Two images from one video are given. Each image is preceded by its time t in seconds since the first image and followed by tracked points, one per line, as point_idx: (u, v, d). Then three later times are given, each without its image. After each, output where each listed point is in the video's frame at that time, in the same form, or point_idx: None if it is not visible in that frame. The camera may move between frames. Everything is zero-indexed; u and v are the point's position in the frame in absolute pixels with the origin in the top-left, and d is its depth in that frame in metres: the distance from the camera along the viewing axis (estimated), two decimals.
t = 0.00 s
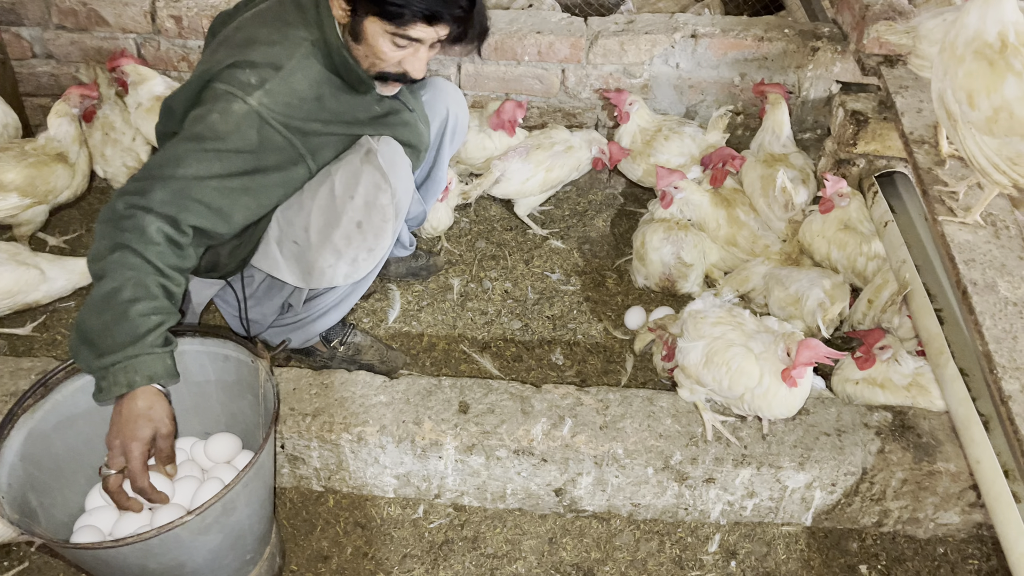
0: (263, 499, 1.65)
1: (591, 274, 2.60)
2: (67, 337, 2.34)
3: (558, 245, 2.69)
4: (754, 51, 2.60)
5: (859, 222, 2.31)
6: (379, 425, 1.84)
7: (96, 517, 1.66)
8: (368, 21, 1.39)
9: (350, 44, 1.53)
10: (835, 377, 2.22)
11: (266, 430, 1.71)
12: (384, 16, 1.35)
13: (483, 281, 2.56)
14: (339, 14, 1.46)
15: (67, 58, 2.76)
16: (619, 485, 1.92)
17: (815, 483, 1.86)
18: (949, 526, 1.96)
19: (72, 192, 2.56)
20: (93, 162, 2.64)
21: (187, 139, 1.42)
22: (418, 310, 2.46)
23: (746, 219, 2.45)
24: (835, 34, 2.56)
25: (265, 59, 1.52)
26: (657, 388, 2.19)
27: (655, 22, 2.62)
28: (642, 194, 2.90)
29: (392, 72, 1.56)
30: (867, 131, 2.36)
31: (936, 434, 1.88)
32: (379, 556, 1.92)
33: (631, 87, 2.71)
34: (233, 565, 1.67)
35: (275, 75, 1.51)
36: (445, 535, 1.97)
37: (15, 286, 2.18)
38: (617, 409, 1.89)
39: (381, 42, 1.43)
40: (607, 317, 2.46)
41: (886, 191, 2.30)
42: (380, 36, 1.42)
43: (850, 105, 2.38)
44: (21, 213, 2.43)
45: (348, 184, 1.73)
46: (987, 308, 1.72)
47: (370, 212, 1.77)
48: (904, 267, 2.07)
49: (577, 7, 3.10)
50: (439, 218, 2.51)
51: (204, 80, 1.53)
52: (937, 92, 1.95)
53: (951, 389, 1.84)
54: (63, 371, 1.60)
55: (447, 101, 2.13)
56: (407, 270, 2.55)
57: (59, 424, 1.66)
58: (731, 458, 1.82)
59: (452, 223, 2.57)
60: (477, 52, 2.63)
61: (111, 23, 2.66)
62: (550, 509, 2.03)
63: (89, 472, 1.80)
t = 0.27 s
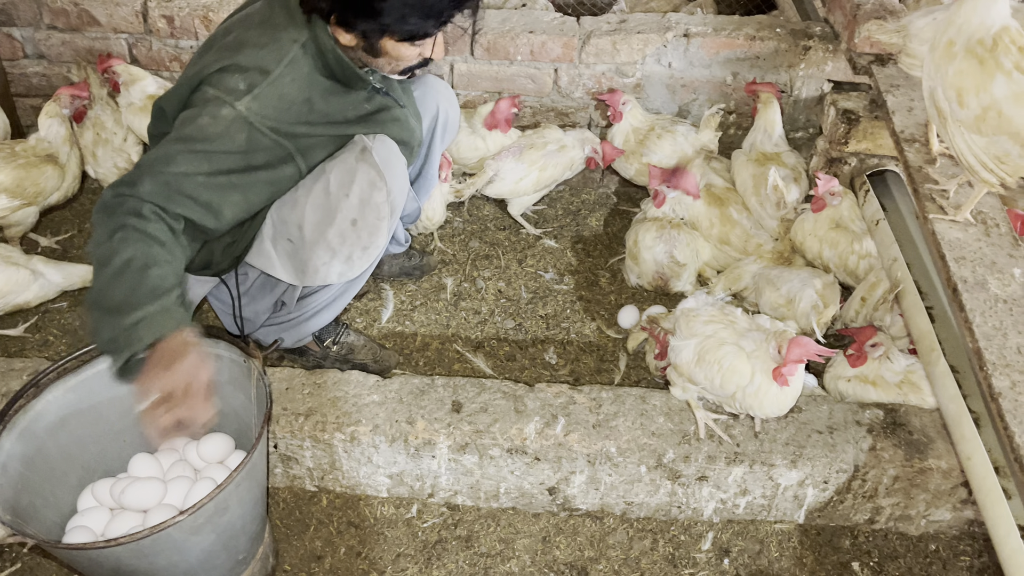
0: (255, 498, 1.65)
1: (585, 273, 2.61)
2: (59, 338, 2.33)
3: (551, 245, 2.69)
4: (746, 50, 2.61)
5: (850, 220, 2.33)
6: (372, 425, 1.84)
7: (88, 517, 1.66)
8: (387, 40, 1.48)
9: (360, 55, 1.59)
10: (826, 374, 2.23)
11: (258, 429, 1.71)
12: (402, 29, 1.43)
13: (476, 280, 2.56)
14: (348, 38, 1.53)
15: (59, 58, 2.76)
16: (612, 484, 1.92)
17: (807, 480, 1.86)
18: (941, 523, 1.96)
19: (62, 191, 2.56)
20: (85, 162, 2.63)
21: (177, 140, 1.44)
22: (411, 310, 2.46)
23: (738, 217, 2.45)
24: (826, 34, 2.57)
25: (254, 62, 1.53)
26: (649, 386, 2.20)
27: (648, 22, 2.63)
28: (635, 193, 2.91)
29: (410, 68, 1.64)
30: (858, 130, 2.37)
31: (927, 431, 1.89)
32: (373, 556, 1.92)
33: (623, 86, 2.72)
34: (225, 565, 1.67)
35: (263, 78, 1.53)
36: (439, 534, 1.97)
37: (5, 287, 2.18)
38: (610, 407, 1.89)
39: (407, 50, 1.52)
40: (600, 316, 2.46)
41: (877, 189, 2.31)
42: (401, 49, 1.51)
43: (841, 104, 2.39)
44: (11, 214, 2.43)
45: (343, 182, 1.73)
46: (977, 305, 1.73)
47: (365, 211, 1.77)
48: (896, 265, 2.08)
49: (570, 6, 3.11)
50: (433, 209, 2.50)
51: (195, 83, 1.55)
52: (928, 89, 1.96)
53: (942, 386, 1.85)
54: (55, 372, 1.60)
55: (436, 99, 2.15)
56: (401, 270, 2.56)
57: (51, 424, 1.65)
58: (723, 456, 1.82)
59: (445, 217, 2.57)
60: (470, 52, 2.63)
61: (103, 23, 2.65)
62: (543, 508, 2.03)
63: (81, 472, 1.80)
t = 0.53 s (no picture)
0: (251, 499, 1.65)
1: (580, 273, 2.61)
2: (54, 339, 2.33)
3: (547, 245, 2.70)
4: (740, 50, 2.62)
5: (844, 219, 2.33)
6: (368, 425, 1.84)
7: (83, 518, 1.66)
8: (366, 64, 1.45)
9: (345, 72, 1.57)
10: (820, 372, 2.24)
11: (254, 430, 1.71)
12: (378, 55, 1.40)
13: (472, 280, 2.56)
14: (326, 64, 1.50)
15: (54, 59, 2.76)
16: (608, 483, 1.93)
17: (801, 478, 1.87)
18: (935, 521, 1.97)
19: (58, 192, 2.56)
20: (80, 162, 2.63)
21: (182, 182, 1.49)
22: (407, 310, 2.46)
23: (734, 217, 2.45)
24: (820, 33, 2.58)
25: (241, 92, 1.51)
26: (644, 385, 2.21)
27: (642, 22, 2.63)
28: (630, 193, 2.91)
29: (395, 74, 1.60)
30: (852, 129, 2.38)
31: (921, 429, 1.89)
32: (369, 556, 1.92)
33: (618, 86, 2.73)
34: (221, 565, 1.67)
35: (253, 108, 1.52)
36: (435, 534, 1.98)
37: None
38: (605, 406, 1.90)
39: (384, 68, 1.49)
40: (596, 316, 2.47)
41: (871, 189, 2.33)
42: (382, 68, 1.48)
43: (835, 103, 2.40)
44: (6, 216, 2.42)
45: (339, 189, 1.78)
46: (970, 303, 1.74)
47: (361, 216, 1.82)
48: (889, 264, 2.09)
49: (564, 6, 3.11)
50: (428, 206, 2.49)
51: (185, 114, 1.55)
52: (920, 88, 1.96)
53: (935, 384, 1.86)
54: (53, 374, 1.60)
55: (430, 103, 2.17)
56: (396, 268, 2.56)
57: (46, 426, 1.65)
58: (719, 455, 1.83)
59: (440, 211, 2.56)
60: (465, 52, 2.63)
61: (97, 24, 2.65)
62: (539, 507, 2.03)
63: (76, 473, 1.79)
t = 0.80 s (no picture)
0: (248, 499, 1.65)
1: (576, 272, 2.62)
2: (50, 340, 2.33)
3: (543, 244, 2.70)
4: (735, 50, 2.63)
5: (839, 218, 2.33)
6: (364, 425, 1.85)
7: (79, 518, 1.66)
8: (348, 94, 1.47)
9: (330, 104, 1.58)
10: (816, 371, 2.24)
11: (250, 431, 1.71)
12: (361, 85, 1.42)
13: (468, 281, 2.56)
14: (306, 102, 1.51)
15: (49, 60, 2.76)
16: (604, 482, 1.93)
17: (797, 476, 1.88)
18: (930, 518, 1.98)
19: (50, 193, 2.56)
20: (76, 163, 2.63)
21: (209, 255, 1.59)
22: (403, 310, 2.46)
23: (729, 216, 2.46)
24: (814, 33, 2.59)
25: (233, 153, 1.53)
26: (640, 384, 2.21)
27: (637, 21, 2.63)
28: (625, 193, 2.92)
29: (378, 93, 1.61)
30: (846, 128, 2.38)
31: (916, 426, 1.90)
32: (366, 556, 1.92)
33: (613, 86, 2.73)
34: (217, 565, 1.67)
35: (250, 167, 1.55)
36: (431, 533, 1.98)
37: None
38: (601, 405, 1.90)
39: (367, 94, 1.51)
40: (591, 315, 2.47)
41: (866, 188, 2.33)
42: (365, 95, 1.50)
43: (830, 102, 2.40)
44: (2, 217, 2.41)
45: (342, 209, 1.88)
46: (964, 302, 1.75)
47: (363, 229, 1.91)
48: (884, 262, 2.10)
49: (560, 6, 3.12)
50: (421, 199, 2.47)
51: (174, 176, 1.56)
52: (915, 86, 1.97)
53: (930, 382, 1.87)
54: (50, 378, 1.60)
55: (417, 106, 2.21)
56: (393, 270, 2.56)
57: (41, 427, 1.65)
58: (714, 453, 1.83)
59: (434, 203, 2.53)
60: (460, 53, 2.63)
61: (93, 25, 2.65)
62: (535, 506, 2.03)
63: (72, 474, 1.79)
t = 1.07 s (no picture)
0: (243, 499, 1.65)
1: (572, 272, 2.62)
2: (45, 341, 2.33)
3: (538, 244, 2.70)
4: (730, 49, 2.64)
5: (837, 217, 2.35)
6: (359, 425, 1.85)
7: (74, 519, 1.66)
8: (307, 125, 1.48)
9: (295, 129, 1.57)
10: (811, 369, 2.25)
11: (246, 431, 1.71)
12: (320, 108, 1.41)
13: (464, 281, 2.56)
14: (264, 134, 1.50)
15: (44, 61, 2.76)
16: (600, 481, 1.94)
17: (792, 475, 1.88)
18: (925, 516, 1.98)
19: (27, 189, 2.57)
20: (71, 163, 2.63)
21: (196, 290, 1.64)
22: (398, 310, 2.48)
23: (725, 217, 2.46)
24: (809, 33, 2.60)
25: (202, 192, 1.58)
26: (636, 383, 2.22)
27: (632, 21, 2.64)
28: (621, 193, 2.92)
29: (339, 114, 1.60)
30: (841, 127, 2.39)
31: (910, 425, 1.90)
32: (362, 556, 1.92)
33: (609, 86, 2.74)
34: (214, 565, 1.67)
35: (221, 204, 1.60)
36: (428, 533, 1.98)
37: None
38: (597, 404, 1.90)
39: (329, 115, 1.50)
40: (587, 315, 2.48)
41: (860, 186, 2.33)
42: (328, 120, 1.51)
43: (824, 101, 2.41)
44: None
45: (336, 217, 1.98)
46: (958, 300, 1.76)
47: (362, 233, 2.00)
48: (878, 261, 2.11)
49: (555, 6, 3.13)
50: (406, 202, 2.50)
51: (152, 216, 1.62)
52: (910, 86, 1.97)
53: (924, 380, 1.87)
54: (49, 378, 1.62)
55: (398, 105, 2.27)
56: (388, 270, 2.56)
57: (36, 428, 1.65)
58: (710, 452, 1.83)
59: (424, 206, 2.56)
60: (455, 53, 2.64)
61: (87, 26, 2.65)
62: (531, 506, 2.04)
63: (68, 475, 1.79)
